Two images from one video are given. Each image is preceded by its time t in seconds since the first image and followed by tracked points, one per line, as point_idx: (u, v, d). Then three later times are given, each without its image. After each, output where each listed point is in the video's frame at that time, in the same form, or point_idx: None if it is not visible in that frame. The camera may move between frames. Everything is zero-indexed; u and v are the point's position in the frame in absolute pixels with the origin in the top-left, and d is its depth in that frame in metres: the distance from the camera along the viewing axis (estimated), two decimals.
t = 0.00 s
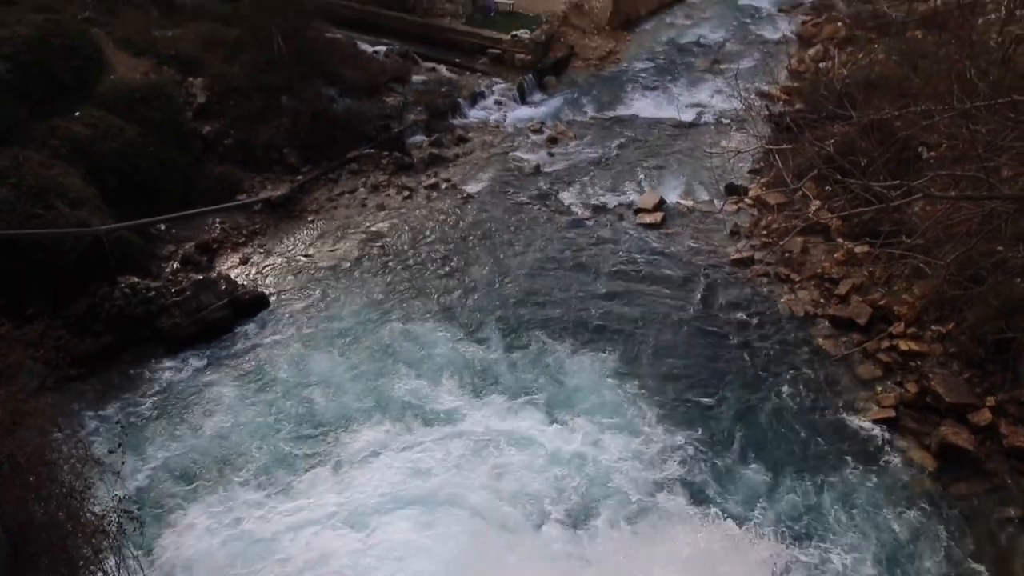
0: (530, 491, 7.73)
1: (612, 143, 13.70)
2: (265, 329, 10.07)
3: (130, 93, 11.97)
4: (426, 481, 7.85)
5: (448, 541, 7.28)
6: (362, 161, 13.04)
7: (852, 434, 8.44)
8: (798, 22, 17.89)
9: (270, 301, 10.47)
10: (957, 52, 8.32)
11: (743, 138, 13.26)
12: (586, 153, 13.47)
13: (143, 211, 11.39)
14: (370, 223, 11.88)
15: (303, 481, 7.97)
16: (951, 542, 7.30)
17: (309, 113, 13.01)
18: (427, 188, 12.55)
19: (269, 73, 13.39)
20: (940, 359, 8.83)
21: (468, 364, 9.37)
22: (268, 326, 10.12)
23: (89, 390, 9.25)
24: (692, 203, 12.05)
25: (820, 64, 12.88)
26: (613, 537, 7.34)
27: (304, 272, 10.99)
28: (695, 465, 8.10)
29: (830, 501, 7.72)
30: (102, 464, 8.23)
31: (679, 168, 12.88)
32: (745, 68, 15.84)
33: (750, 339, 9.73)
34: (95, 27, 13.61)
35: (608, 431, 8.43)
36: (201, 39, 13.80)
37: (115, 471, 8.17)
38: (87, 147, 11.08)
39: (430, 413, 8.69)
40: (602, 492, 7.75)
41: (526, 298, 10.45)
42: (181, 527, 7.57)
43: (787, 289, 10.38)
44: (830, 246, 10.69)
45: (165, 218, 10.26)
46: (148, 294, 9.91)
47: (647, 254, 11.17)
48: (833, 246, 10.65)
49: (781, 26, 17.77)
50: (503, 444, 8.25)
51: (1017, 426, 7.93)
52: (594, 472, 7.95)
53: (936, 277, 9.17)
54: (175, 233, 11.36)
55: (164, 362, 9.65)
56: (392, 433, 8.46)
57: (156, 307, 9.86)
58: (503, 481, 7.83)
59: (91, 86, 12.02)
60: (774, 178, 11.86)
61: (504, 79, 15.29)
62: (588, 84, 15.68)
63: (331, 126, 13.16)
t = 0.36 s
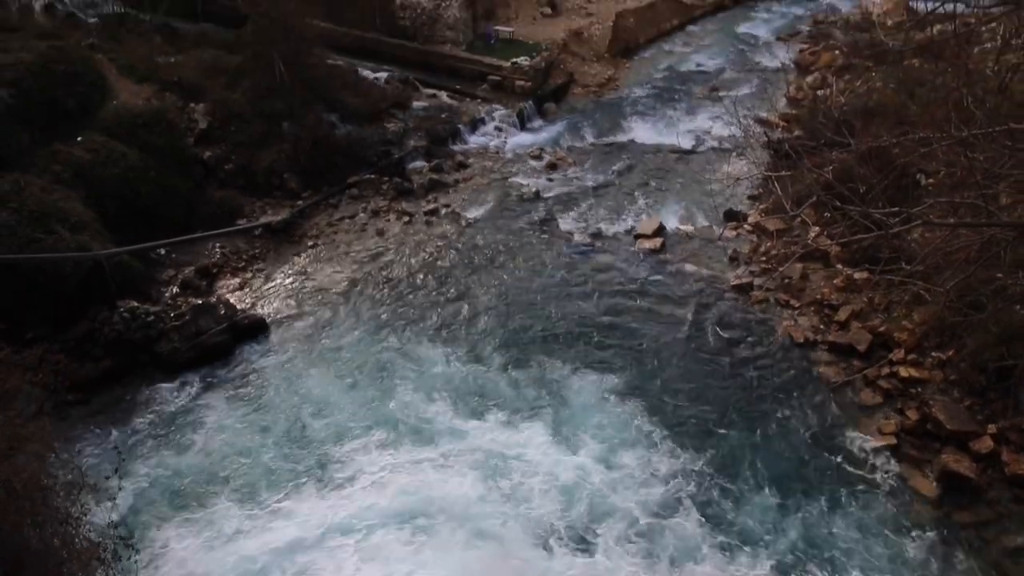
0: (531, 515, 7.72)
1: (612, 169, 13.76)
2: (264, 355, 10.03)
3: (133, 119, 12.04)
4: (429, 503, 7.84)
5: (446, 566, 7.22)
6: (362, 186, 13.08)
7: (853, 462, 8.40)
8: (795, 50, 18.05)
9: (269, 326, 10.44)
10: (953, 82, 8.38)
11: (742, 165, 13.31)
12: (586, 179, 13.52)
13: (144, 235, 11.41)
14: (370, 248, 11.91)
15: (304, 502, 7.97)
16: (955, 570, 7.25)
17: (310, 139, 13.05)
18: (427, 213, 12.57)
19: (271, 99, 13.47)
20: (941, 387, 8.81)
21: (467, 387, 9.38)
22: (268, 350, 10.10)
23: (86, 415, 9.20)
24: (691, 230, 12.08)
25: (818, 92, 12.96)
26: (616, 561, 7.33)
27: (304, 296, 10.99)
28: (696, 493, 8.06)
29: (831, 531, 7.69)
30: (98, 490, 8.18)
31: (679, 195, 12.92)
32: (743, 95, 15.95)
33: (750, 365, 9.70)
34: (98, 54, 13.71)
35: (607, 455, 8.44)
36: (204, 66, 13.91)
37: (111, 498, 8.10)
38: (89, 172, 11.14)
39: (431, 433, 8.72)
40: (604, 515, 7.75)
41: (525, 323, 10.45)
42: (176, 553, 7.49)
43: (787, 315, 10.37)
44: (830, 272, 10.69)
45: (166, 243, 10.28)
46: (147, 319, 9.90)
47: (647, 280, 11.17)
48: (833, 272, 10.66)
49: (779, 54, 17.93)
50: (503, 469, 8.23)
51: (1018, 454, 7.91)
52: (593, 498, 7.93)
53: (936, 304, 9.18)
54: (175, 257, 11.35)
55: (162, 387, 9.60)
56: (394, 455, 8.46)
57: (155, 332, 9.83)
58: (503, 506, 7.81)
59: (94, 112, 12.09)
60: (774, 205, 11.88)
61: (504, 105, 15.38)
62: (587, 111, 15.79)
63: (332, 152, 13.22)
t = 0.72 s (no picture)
0: (530, 532, 7.81)
1: (611, 195, 13.82)
2: (263, 381, 9.98)
3: (134, 145, 12.10)
4: (428, 525, 7.88)
5: None
6: (362, 212, 13.13)
7: (856, 490, 8.37)
8: (793, 78, 18.20)
9: (267, 353, 10.38)
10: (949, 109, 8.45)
11: (741, 191, 13.38)
12: (585, 205, 13.57)
13: (143, 261, 11.41)
14: (369, 273, 11.92)
15: (307, 522, 7.99)
16: None
17: (310, 165, 13.10)
18: (426, 239, 12.59)
19: (271, 126, 13.54)
20: (942, 413, 8.80)
21: (466, 411, 9.39)
22: (267, 377, 10.05)
23: (82, 442, 9.14)
24: (690, 256, 12.10)
25: (815, 119, 13.07)
26: None
27: (304, 320, 11.00)
28: (697, 520, 8.04)
29: (833, 560, 7.67)
30: (94, 517, 8.09)
31: (677, 221, 12.97)
32: (741, 122, 16.06)
33: (750, 392, 9.67)
34: (100, 81, 13.79)
35: (608, 477, 8.48)
36: (205, 92, 14.00)
37: (107, 526, 8.01)
38: (89, 198, 11.17)
39: (430, 454, 8.77)
40: (601, 535, 7.82)
41: (524, 348, 10.43)
42: None
43: (787, 340, 10.37)
44: (829, 298, 10.70)
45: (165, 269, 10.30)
46: (146, 345, 9.87)
47: (646, 305, 11.17)
48: (832, 298, 10.66)
49: (776, 82, 18.08)
50: (502, 483, 8.35)
51: (1021, 481, 7.89)
52: (593, 516, 8.01)
53: (936, 330, 9.18)
54: (175, 283, 11.34)
55: (160, 413, 9.55)
56: (392, 477, 8.49)
57: (154, 358, 9.80)
58: (504, 524, 7.89)
59: (96, 138, 12.16)
60: (772, 231, 11.91)
61: (504, 132, 15.47)
62: (586, 138, 15.88)
63: (333, 179, 13.27)
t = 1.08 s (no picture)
0: (530, 555, 7.83)
1: (610, 221, 13.86)
2: (262, 408, 9.93)
3: (134, 172, 12.14)
4: (429, 549, 7.90)
5: None
6: (362, 238, 13.16)
7: (857, 516, 8.30)
8: (789, 104, 18.35)
9: (266, 380, 10.34)
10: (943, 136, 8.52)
11: (740, 217, 13.44)
12: (584, 230, 13.61)
13: (142, 287, 11.41)
14: (369, 297, 11.94)
15: (307, 545, 8.00)
16: None
17: (310, 191, 13.13)
18: (425, 264, 12.60)
19: (272, 152, 13.59)
20: (944, 439, 8.77)
21: (466, 435, 9.40)
22: (265, 403, 10.00)
23: (78, 469, 9.08)
24: (689, 281, 12.11)
25: (812, 145, 13.18)
26: None
27: (305, 345, 10.99)
28: (699, 546, 7.98)
29: None
30: (89, 545, 8.01)
31: (676, 246, 13.01)
32: (739, 148, 16.18)
33: (750, 418, 9.64)
34: (101, 108, 13.85)
35: (618, 497, 8.54)
36: (205, 118, 14.08)
37: (103, 553, 7.95)
38: (89, 225, 11.20)
39: (431, 477, 8.79)
40: (600, 558, 7.83)
41: (523, 373, 10.42)
42: None
43: (786, 366, 10.35)
44: (828, 323, 10.70)
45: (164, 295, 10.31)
46: (144, 371, 9.84)
47: (646, 330, 11.17)
48: (832, 323, 10.66)
49: (773, 109, 18.23)
50: (503, 505, 8.39)
51: None
52: (593, 539, 8.02)
53: (935, 356, 9.18)
54: (174, 309, 11.34)
55: (157, 440, 9.49)
56: (391, 501, 8.49)
57: (152, 384, 9.77)
58: (503, 544, 7.94)
59: (96, 165, 12.19)
60: (771, 256, 11.92)
61: (503, 158, 15.55)
62: (585, 164, 15.97)
63: (332, 205, 13.30)
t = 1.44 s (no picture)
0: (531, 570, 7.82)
1: (609, 246, 13.88)
2: (261, 434, 9.87)
3: (134, 197, 12.18)
4: (429, 566, 7.90)
5: None
6: (361, 263, 13.17)
7: (860, 543, 8.22)
8: (787, 130, 18.49)
9: (265, 406, 10.29)
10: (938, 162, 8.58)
11: (738, 242, 13.47)
12: (583, 255, 13.64)
13: (140, 313, 11.38)
14: (368, 322, 11.95)
15: (306, 564, 7.98)
16: None
17: (309, 216, 13.16)
18: (424, 289, 12.61)
19: (272, 178, 13.64)
20: (946, 465, 8.73)
21: (466, 457, 9.39)
22: (263, 429, 9.94)
23: (73, 496, 8.99)
24: (688, 306, 12.10)
25: (810, 171, 13.26)
26: None
27: (304, 369, 10.99)
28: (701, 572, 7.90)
29: None
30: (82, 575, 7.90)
31: (675, 271, 13.02)
32: (738, 173, 16.28)
33: (750, 444, 9.58)
34: (103, 134, 13.90)
35: (629, 514, 8.57)
36: (206, 144, 14.14)
37: None
38: (87, 250, 11.20)
39: (431, 499, 8.77)
40: None
41: (522, 397, 10.42)
42: None
43: (786, 392, 10.31)
44: (828, 348, 10.68)
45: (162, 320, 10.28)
46: (142, 397, 9.83)
47: (645, 355, 11.14)
48: (831, 348, 10.64)
49: (770, 134, 18.36)
50: (504, 524, 8.36)
51: None
52: (595, 557, 8.01)
53: (935, 382, 9.17)
54: (172, 335, 11.32)
55: (153, 467, 9.42)
56: (391, 519, 8.49)
57: (149, 410, 9.75)
58: (503, 561, 7.92)
59: (96, 191, 12.21)
60: (770, 281, 11.94)
61: (502, 183, 15.62)
62: (584, 189, 16.06)
63: (332, 231, 13.33)
